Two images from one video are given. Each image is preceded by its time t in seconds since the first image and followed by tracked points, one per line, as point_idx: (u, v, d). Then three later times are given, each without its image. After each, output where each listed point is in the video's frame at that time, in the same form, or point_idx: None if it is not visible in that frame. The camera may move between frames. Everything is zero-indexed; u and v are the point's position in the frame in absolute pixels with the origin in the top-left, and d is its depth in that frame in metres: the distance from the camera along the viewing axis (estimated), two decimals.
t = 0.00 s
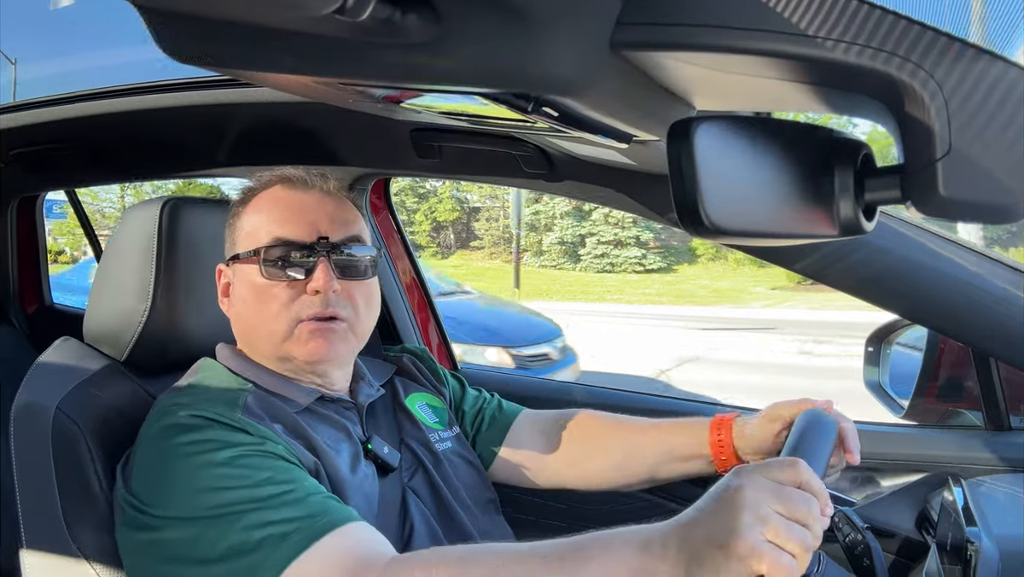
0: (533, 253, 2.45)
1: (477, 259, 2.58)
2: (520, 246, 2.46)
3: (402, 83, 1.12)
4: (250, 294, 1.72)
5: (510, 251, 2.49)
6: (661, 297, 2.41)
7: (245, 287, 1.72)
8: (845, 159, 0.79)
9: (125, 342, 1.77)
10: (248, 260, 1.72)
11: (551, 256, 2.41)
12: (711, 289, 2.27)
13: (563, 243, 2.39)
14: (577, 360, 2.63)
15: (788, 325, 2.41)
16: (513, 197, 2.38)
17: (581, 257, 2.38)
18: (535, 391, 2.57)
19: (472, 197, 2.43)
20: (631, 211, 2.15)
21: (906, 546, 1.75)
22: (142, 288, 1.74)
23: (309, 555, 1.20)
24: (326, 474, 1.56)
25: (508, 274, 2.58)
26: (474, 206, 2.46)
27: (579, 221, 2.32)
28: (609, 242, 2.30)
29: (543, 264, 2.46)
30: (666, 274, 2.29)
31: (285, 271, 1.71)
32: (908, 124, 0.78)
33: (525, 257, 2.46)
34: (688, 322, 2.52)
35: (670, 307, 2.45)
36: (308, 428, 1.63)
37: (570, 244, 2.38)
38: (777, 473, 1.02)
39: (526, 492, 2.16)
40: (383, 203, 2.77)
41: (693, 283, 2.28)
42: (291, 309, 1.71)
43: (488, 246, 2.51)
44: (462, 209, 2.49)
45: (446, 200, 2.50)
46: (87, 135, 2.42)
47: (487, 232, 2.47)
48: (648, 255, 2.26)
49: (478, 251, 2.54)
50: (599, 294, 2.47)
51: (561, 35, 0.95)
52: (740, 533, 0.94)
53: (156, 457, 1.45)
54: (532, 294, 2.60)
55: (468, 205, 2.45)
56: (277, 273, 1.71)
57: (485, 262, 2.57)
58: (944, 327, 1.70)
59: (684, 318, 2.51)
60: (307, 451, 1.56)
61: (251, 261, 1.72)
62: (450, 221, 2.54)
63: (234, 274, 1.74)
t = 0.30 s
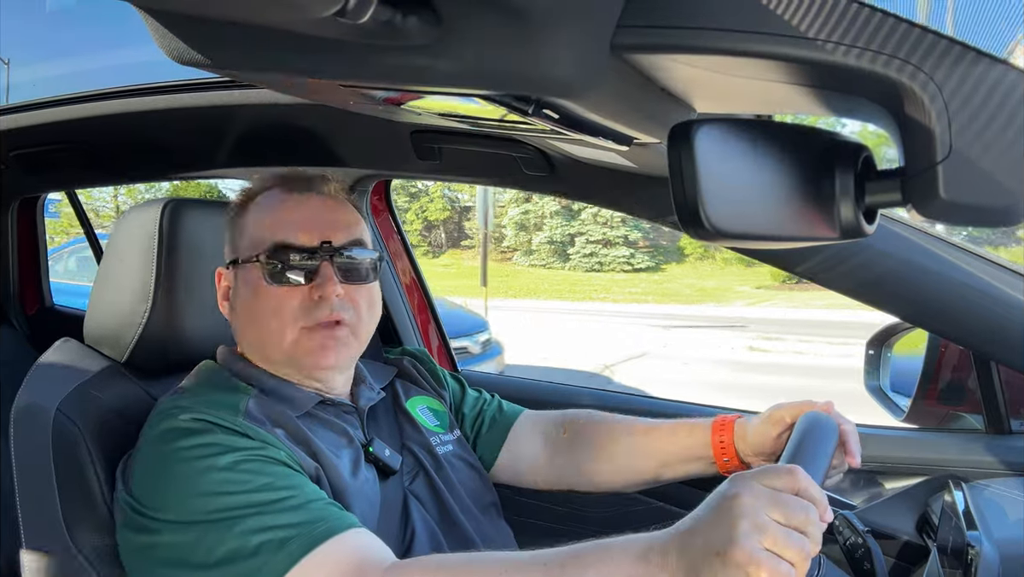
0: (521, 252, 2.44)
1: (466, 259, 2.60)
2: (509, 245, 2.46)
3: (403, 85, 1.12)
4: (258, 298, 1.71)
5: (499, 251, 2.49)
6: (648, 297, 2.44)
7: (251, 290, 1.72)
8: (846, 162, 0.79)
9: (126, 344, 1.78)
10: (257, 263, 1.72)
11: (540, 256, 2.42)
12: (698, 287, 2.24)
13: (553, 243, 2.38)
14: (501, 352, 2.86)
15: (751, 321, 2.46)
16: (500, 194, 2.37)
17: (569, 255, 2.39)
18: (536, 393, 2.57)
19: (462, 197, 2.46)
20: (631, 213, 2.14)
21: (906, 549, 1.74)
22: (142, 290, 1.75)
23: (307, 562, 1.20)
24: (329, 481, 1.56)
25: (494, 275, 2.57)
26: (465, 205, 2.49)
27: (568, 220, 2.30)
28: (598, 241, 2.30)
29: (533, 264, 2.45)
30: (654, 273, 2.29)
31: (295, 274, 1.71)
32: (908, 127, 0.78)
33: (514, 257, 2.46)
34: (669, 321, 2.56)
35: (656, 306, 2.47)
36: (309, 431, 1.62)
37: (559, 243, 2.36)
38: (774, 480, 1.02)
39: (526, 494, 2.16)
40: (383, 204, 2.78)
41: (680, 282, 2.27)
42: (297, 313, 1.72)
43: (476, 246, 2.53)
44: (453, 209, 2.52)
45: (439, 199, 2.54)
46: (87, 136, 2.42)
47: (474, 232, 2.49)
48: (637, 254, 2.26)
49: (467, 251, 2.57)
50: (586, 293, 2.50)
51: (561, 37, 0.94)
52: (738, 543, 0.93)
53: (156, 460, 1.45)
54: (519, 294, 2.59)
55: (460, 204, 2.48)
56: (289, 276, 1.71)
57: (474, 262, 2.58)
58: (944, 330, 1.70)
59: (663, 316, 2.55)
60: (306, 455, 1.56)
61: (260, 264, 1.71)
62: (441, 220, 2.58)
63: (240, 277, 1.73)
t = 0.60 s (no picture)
0: (512, 251, 2.42)
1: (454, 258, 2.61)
2: (499, 246, 2.44)
3: (403, 84, 1.12)
4: (279, 294, 1.72)
5: (489, 251, 2.46)
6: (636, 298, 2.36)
7: (271, 286, 1.72)
8: (846, 160, 0.79)
9: (125, 342, 1.77)
10: (277, 259, 1.71)
11: (530, 256, 2.38)
12: (686, 288, 2.22)
13: (543, 243, 2.37)
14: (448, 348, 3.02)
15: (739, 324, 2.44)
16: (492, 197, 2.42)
17: (559, 254, 2.36)
18: (535, 391, 2.57)
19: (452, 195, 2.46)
20: (630, 212, 2.14)
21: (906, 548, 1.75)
22: (141, 288, 1.74)
23: (302, 565, 1.20)
24: (324, 481, 1.55)
25: (483, 275, 2.55)
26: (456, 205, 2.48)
27: (558, 220, 2.34)
28: (588, 242, 2.31)
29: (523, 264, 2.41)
30: (644, 274, 2.25)
31: (318, 270, 1.72)
32: (909, 126, 0.78)
33: (504, 257, 2.43)
34: (654, 323, 2.52)
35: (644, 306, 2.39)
36: (306, 430, 1.62)
37: (549, 243, 2.36)
38: (770, 486, 1.01)
39: (525, 493, 2.16)
40: (383, 203, 2.78)
41: (668, 283, 2.23)
42: (338, 304, 1.74)
43: (465, 246, 2.51)
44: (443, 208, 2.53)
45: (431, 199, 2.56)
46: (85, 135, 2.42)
47: (463, 230, 2.49)
48: (626, 255, 2.25)
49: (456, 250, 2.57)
50: (574, 293, 2.45)
51: (561, 36, 0.94)
52: (732, 550, 0.93)
53: (153, 459, 1.45)
54: (508, 295, 2.54)
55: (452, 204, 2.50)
56: (311, 272, 1.72)
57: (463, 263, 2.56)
58: (944, 330, 1.70)
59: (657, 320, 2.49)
60: (304, 455, 1.56)
61: (280, 261, 1.72)
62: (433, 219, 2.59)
63: (257, 273, 1.72)
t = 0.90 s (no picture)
0: (502, 251, 2.47)
1: (450, 258, 2.65)
2: (491, 245, 2.49)
3: (403, 83, 1.12)
4: (294, 293, 1.72)
5: (481, 252, 2.53)
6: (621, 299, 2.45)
7: (285, 286, 1.72)
8: (847, 160, 0.79)
9: (125, 342, 1.77)
10: (290, 259, 1.71)
11: (521, 256, 2.45)
12: (674, 287, 2.27)
13: (534, 243, 2.43)
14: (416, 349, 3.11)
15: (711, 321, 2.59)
16: (484, 197, 2.43)
17: (549, 255, 2.43)
18: (535, 391, 2.58)
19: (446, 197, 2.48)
20: (630, 211, 2.14)
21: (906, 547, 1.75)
22: (140, 288, 1.74)
23: (301, 563, 1.20)
24: (323, 480, 1.55)
25: (477, 274, 2.62)
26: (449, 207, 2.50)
27: (549, 220, 2.36)
28: (578, 241, 2.36)
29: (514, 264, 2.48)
30: (632, 274, 2.32)
31: (334, 269, 1.72)
32: (908, 126, 0.78)
33: (496, 257, 2.49)
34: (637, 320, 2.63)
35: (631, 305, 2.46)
36: (305, 428, 1.62)
37: (539, 244, 2.41)
38: (769, 485, 1.02)
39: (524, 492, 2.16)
40: (383, 202, 2.78)
41: (656, 282, 2.28)
42: (353, 302, 1.76)
43: (460, 246, 2.58)
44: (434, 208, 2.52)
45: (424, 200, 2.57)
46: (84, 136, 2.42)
47: (457, 231, 2.54)
48: (617, 255, 2.30)
49: (452, 251, 2.61)
50: (563, 293, 2.53)
51: (561, 36, 0.94)
52: (732, 550, 0.93)
53: (152, 458, 1.45)
54: (499, 294, 2.65)
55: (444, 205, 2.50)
56: (327, 271, 1.72)
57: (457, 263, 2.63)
58: (944, 329, 1.70)
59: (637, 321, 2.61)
60: (303, 453, 1.56)
61: (294, 260, 1.71)
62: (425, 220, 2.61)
63: (271, 273, 1.72)
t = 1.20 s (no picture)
0: (495, 250, 2.48)
1: (445, 258, 2.67)
2: (483, 245, 2.50)
3: (403, 83, 1.12)
4: (316, 297, 1.72)
5: (474, 251, 2.53)
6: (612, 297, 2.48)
7: (307, 291, 1.71)
8: (847, 160, 0.79)
9: (124, 342, 1.78)
10: (311, 263, 1.71)
11: (514, 256, 2.47)
12: (662, 286, 2.32)
13: (526, 243, 2.44)
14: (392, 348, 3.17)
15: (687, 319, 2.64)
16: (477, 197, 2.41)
17: (541, 254, 2.45)
18: (535, 391, 2.58)
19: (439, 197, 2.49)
20: (630, 211, 2.14)
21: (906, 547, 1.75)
22: (140, 288, 1.74)
23: (299, 553, 1.20)
24: (323, 475, 1.56)
25: (470, 273, 2.62)
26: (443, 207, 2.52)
27: (541, 220, 2.36)
28: (570, 241, 2.36)
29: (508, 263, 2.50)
30: (623, 273, 2.35)
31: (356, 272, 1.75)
32: (909, 126, 0.78)
33: (488, 257, 2.50)
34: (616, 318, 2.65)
35: (619, 304, 2.50)
36: (304, 425, 1.63)
37: (531, 244, 2.43)
38: (771, 482, 1.02)
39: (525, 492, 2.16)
40: (383, 202, 2.79)
41: (646, 281, 2.34)
42: (371, 304, 1.78)
43: (453, 246, 2.60)
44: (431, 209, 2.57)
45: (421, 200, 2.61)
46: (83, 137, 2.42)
47: (451, 232, 2.56)
48: (608, 255, 2.33)
49: (446, 249, 2.63)
50: (553, 292, 2.55)
51: (561, 36, 0.94)
52: (736, 545, 0.93)
53: (151, 456, 1.44)
54: (489, 293, 2.67)
55: (437, 205, 2.52)
56: (348, 275, 1.74)
57: (450, 262, 2.66)
58: (944, 329, 1.70)
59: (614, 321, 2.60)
60: (303, 450, 1.56)
61: (317, 264, 1.71)
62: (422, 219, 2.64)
63: (291, 278, 1.70)
